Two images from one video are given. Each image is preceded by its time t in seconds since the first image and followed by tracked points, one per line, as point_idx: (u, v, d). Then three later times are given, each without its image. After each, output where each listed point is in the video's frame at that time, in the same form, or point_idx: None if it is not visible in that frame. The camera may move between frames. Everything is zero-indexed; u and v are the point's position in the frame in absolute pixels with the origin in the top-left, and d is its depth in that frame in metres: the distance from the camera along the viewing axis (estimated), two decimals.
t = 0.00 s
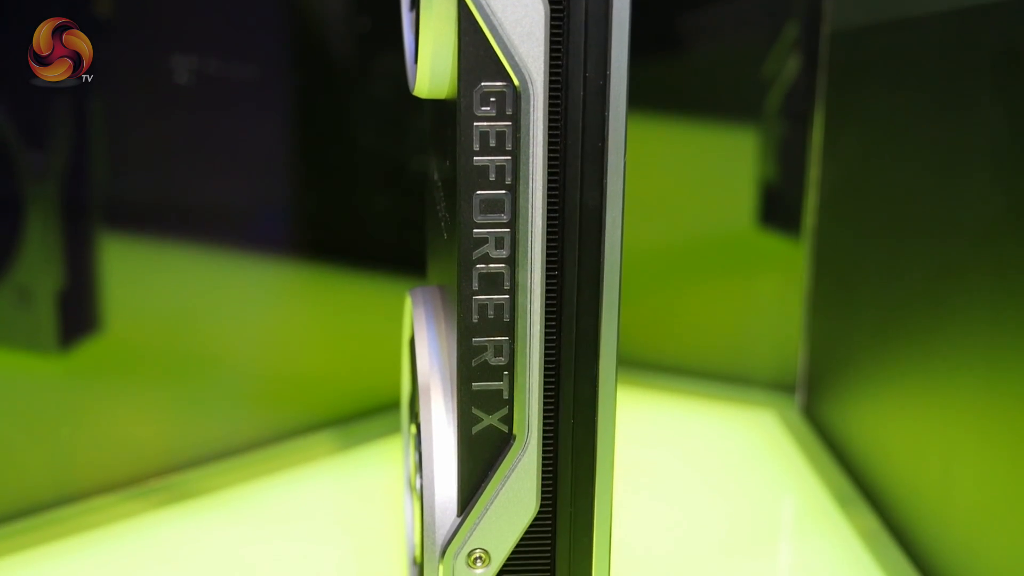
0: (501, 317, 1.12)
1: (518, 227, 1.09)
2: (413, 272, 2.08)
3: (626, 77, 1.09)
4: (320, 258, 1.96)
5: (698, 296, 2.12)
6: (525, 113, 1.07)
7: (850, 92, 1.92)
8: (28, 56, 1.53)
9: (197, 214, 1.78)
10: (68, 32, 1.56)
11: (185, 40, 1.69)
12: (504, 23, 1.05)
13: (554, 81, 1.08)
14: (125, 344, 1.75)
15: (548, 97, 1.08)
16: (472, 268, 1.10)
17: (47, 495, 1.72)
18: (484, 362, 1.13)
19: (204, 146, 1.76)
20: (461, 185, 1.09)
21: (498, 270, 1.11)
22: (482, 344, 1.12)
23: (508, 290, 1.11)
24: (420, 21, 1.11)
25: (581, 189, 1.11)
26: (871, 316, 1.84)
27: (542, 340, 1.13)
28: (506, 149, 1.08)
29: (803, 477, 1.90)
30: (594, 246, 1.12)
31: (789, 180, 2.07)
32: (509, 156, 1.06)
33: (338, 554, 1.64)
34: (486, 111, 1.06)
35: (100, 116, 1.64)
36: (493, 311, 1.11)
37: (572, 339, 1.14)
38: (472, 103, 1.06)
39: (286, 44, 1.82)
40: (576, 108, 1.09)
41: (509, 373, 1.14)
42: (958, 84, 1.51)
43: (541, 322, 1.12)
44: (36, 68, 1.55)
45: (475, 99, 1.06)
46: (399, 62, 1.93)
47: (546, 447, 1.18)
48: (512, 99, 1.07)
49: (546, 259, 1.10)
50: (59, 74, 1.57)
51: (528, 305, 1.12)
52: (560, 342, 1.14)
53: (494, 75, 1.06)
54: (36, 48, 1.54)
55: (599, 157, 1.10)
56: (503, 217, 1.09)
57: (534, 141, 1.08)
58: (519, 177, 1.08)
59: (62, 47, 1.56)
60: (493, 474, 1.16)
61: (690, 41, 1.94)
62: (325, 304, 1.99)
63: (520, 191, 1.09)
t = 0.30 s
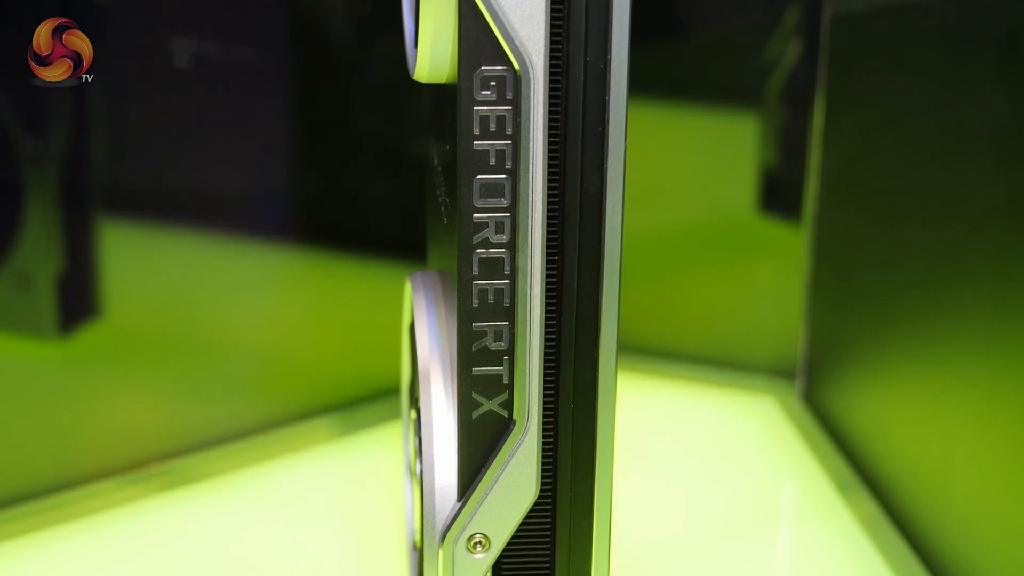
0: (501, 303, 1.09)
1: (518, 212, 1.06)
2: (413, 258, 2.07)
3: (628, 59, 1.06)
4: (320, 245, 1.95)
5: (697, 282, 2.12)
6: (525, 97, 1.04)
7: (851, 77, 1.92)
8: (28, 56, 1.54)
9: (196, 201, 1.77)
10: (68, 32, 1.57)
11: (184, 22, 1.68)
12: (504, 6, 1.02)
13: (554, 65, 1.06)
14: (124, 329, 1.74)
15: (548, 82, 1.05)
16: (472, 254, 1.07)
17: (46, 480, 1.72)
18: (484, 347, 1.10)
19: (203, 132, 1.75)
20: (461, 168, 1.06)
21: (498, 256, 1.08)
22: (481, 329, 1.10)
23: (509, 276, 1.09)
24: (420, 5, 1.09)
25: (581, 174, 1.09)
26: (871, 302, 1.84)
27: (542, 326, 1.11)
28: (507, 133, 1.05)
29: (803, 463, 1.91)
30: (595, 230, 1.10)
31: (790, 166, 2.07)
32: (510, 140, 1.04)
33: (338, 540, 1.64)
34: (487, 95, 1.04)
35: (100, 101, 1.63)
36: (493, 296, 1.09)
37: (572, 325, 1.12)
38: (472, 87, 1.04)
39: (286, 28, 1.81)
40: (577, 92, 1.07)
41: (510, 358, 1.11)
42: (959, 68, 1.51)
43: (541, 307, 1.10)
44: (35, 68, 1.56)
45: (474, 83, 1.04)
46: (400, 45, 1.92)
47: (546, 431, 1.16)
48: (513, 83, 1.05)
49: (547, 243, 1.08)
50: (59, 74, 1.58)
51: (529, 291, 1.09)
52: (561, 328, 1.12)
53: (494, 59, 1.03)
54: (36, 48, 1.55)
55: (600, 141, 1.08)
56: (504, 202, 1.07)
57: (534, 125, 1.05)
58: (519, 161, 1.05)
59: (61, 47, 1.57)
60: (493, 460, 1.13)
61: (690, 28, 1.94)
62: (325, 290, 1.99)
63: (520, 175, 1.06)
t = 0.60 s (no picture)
0: (501, 287, 1.09)
1: (518, 196, 1.06)
2: (414, 242, 2.07)
3: (628, 43, 1.05)
4: (320, 230, 1.95)
5: (697, 268, 2.13)
6: (526, 82, 1.04)
7: (852, 62, 1.91)
8: (28, 56, 1.54)
9: (196, 187, 1.77)
10: (68, 32, 1.56)
11: (184, 6, 1.67)
12: None
13: (554, 49, 1.05)
14: (125, 314, 1.74)
15: (548, 67, 1.05)
16: (472, 238, 1.07)
17: (45, 464, 1.72)
18: (484, 331, 1.10)
19: (203, 118, 1.74)
20: (461, 154, 1.06)
21: (498, 240, 1.08)
22: (481, 314, 1.09)
23: (509, 260, 1.08)
24: None
25: (582, 158, 1.08)
26: (871, 289, 1.84)
27: (542, 311, 1.11)
28: (507, 118, 1.04)
29: (802, 449, 1.91)
30: (596, 214, 1.10)
31: (790, 151, 2.07)
32: (509, 125, 1.03)
33: (338, 525, 1.65)
34: (487, 79, 1.03)
35: (101, 87, 1.62)
36: (493, 281, 1.08)
37: (573, 310, 1.11)
38: (472, 71, 1.03)
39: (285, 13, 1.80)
40: (577, 77, 1.06)
41: (510, 343, 1.11)
42: (960, 54, 1.50)
43: (542, 292, 1.09)
44: (36, 68, 1.55)
45: (475, 68, 1.03)
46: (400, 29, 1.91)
47: (546, 418, 1.15)
48: (513, 67, 1.04)
49: (547, 228, 1.07)
50: (59, 74, 1.57)
51: (529, 275, 1.09)
52: (561, 313, 1.11)
53: (495, 43, 1.02)
54: (36, 47, 1.54)
55: (600, 125, 1.08)
56: (504, 186, 1.06)
57: (534, 110, 1.05)
58: (519, 146, 1.05)
59: (62, 47, 1.57)
60: (493, 444, 1.13)
61: (690, 15, 1.94)
62: (325, 275, 1.99)
63: (520, 160, 1.06)
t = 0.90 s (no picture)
0: (501, 272, 1.08)
1: (518, 181, 1.05)
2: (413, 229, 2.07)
3: (628, 28, 1.05)
4: (321, 217, 1.95)
5: (697, 255, 2.13)
6: (526, 67, 1.03)
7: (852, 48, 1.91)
8: (28, 56, 1.53)
9: (196, 174, 1.77)
10: (68, 32, 1.56)
11: None
12: None
13: (554, 34, 1.05)
14: (126, 300, 1.75)
15: (548, 52, 1.04)
16: (472, 224, 1.07)
17: (45, 450, 1.72)
18: (484, 317, 1.09)
19: (203, 104, 1.74)
20: (461, 139, 1.05)
21: (498, 225, 1.07)
22: (481, 299, 1.09)
23: (509, 246, 1.08)
24: None
25: (581, 142, 1.08)
26: (871, 275, 1.84)
27: (542, 296, 1.10)
28: (507, 103, 1.04)
29: (802, 435, 1.91)
30: (596, 198, 1.09)
31: (790, 138, 2.07)
32: (510, 110, 1.03)
33: (337, 511, 1.64)
34: (487, 64, 1.03)
35: (101, 82, 1.62)
36: (493, 267, 1.08)
37: (573, 295, 1.11)
38: (472, 56, 1.03)
39: None
40: (577, 62, 1.06)
41: (510, 328, 1.10)
42: (960, 38, 1.50)
43: (542, 277, 1.09)
44: (36, 69, 1.54)
45: (475, 53, 1.03)
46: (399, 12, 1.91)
47: (546, 404, 1.15)
48: (513, 52, 1.04)
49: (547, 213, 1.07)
50: (59, 74, 1.57)
51: (529, 261, 1.08)
52: (561, 299, 1.11)
53: (495, 27, 1.02)
54: (36, 48, 1.54)
55: (600, 110, 1.07)
56: (504, 171, 1.06)
57: (535, 95, 1.04)
58: (519, 132, 1.05)
59: (62, 47, 1.56)
60: (493, 429, 1.13)
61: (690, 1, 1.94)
62: (325, 262, 1.98)
63: (520, 146, 1.05)
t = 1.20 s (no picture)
0: (501, 257, 1.07)
1: (519, 166, 1.04)
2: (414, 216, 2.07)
3: (629, 12, 1.04)
4: (321, 202, 1.95)
5: (697, 242, 2.14)
6: (527, 51, 1.02)
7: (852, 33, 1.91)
8: (28, 56, 1.54)
9: (196, 160, 1.77)
10: (68, 32, 1.57)
11: None
12: None
13: (554, 18, 1.05)
14: (126, 285, 1.75)
15: (548, 37, 1.03)
16: (472, 208, 1.06)
17: (45, 435, 1.72)
18: (484, 302, 1.09)
19: (202, 91, 1.74)
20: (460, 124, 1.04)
21: (498, 210, 1.06)
22: (481, 284, 1.08)
23: (508, 230, 1.07)
24: None
25: (581, 126, 1.07)
26: (872, 262, 1.84)
27: (542, 281, 1.09)
28: (507, 87, 1.03)
29: (801, 420, 1.91)
30: (596, 182, 1.08)
31: (790, 123, 2.08)
32: (510, 94, 1.02)
33: (337, 498, 1.64)
34: (487, 48, 1.02)
35: (101, 82, 1.63)
36: (493, 251, 1.07)
37: (572, 280, 1.10)
38: (472, 40, 1.02)
39: None
40: (577, 46, 1.05)
41: (509, 313, 1.09)
42: (960, 22, 1.50)
43: (541, 262, 1.08)
44: (36, 69, 1.55)
45: (475, 37, 1.02)
46: None
47: (546, 387, 1.15)
48: (513, 36, 1.03)
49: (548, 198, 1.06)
50: (59, 74, 1.58)
51: (529, 245, 1.07)
52: (561, 284, 1.11)
53: (495, 11, 1.01)
54: (36, 48, 1.54)
55: (601, 94, 1.06)
56: (504, 155, 1.05)
57: (535, 79, 1.03)
58: (519, 116, 1.04)
59: (61, 46, 1.57)
60: (493, 414, 1.12)
61: None
62: (325, 248, 1.98)
63: (520, 130, 1.04)
